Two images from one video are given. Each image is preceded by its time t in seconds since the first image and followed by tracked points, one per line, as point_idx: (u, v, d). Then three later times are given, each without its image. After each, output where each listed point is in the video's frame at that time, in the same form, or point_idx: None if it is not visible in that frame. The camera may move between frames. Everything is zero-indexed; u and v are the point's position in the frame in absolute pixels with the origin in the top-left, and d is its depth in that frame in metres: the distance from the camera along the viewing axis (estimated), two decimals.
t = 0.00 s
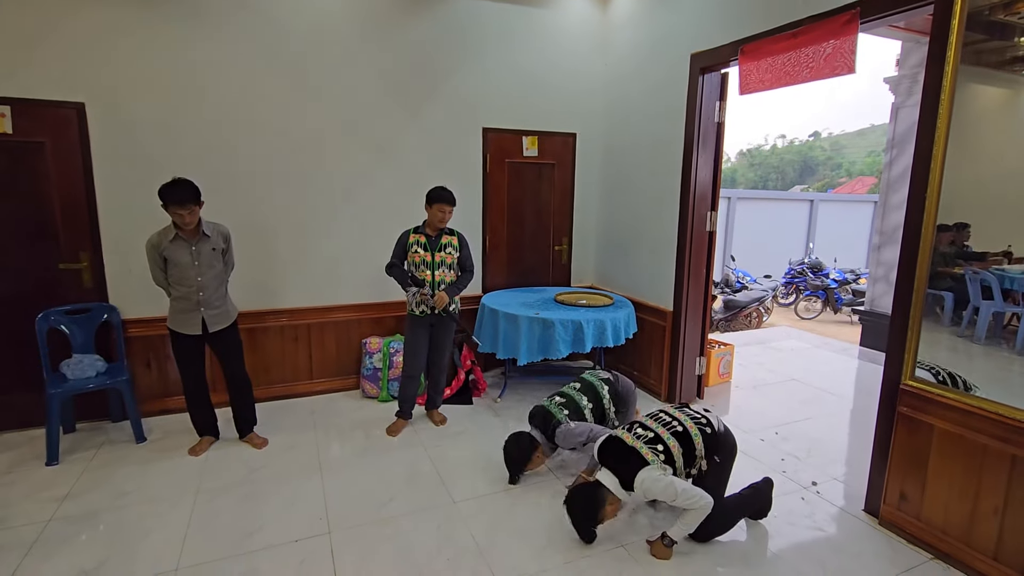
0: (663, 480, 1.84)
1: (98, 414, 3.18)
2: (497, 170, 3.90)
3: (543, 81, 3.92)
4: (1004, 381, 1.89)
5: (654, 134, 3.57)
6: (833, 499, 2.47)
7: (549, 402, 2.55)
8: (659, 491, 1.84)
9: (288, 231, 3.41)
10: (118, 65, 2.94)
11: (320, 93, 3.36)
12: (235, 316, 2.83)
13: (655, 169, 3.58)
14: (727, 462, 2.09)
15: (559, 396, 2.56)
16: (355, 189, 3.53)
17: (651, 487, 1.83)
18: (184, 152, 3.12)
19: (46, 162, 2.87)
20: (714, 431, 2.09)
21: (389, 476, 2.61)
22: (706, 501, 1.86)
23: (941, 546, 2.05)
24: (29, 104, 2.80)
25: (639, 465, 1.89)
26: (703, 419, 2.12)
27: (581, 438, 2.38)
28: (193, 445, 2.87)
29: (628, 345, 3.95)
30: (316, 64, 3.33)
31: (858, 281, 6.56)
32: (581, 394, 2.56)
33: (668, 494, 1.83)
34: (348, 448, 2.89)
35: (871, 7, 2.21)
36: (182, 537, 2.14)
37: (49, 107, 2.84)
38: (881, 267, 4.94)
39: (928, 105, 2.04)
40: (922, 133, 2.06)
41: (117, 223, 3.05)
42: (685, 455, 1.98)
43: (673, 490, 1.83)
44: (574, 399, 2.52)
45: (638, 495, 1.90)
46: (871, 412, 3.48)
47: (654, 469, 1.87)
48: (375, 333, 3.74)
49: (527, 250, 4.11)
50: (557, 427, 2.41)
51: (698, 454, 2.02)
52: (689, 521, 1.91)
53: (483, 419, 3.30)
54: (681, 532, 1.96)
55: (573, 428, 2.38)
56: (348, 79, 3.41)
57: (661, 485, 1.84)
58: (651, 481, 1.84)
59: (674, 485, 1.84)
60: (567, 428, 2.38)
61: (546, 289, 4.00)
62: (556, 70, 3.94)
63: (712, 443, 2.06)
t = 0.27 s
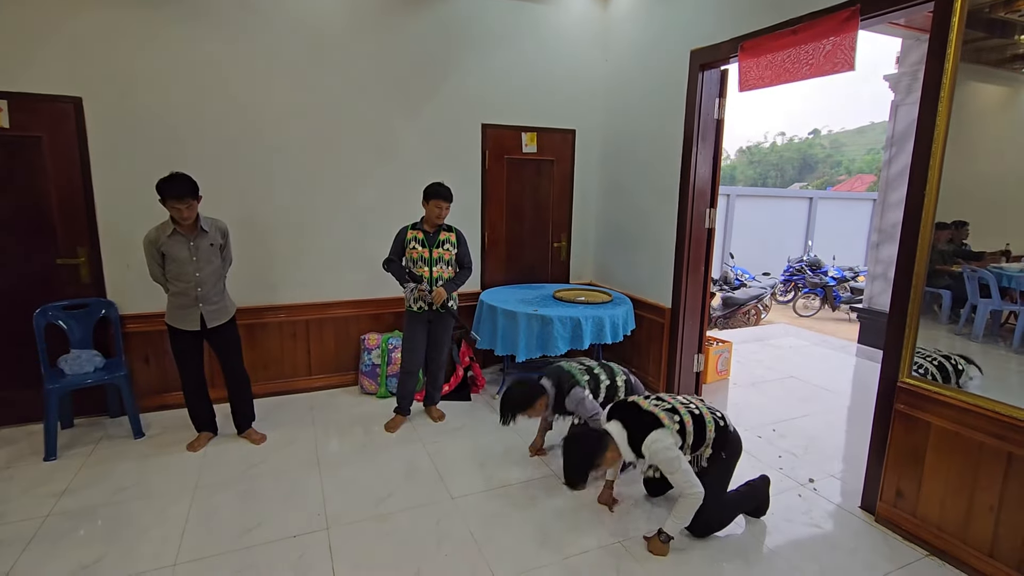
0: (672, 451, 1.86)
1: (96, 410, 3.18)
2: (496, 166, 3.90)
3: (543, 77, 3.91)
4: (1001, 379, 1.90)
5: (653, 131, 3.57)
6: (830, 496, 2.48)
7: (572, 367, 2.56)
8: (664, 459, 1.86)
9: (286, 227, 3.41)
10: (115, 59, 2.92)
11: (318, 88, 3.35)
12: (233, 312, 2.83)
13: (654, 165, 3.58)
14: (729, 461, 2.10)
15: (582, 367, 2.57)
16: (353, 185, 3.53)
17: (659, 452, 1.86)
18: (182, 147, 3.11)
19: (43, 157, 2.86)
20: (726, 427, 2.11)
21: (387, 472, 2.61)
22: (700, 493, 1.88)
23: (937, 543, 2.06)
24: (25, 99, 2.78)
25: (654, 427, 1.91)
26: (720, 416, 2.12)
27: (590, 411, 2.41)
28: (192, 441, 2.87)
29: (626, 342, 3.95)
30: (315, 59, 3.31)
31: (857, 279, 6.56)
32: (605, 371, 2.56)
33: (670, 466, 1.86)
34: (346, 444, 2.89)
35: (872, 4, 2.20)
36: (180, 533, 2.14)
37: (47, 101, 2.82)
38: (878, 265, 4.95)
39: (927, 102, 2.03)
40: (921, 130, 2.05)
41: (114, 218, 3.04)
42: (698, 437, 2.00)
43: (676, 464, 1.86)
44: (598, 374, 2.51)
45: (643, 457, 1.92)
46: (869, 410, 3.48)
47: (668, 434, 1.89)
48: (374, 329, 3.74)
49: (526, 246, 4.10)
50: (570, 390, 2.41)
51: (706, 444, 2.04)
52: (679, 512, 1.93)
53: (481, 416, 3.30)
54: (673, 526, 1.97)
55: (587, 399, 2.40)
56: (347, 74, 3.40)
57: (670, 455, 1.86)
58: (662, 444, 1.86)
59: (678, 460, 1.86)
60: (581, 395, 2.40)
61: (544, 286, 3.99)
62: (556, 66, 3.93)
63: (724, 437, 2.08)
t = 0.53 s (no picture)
0: (712, 428, 1.88)
1: (95, 406, 3.18)
2: (495, 164, 3.89)
3: (542, 74, 3.90)
4: (999, 377, 1.91)
5: (653, 128, 3.56)
6: (827, 493, 2.48)
7: (616, 345, 2.56)
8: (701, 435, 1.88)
9: (285, 224, 3.41)
10: (113, 55, 2.91)
11: (317, 85, 3.34)
12: (231, 309, 2.82)
13: (654, 163, 3.57)
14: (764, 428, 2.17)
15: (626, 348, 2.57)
16: (352, 182, 3.52)
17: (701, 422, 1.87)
18: (181, 144, 3.10)
19: (41, 153, 2.85)
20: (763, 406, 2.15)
21: (386, 469, 2.62)
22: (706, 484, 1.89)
23: (934, 540, 2.06)
24: (23, 94, 2.77)
25: (702, 401, 1.92)
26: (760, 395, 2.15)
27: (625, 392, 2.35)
28: (191, 437, 2.87)
29: (625, 339, 3.96)
30: (313, 55, 3.30)
31: (855, 276, 6.56)
32: (644, 353, 2.55)
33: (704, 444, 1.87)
34: (345, 441, 2.89)
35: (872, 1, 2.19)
36: (179, 529, 2.14)
37: (44, 97, 2.81)
38: (876, 264, 4.96)
39: (927, 100, 2.02)
40: (920, 127, 2.04)
41: (112, 215, 3.04)
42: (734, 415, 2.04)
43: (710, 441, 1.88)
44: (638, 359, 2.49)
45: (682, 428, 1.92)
46: (867, 407, 3.49)
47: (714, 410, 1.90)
48: (373, 326, 3.74)
49: (525, 244, 4.10)
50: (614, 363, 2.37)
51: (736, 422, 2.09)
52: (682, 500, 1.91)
53: (480, 413, 3.31)
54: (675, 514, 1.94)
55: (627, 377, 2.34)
56: (346, 71, 3.39)
57: (709, 433, 1.87)
58: (707, 419, 1.88)
59: (713, 438, 1.88)
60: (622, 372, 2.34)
61: (543, 283, 4.00)
62: (555, 64, 3.92)
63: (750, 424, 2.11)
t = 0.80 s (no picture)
0: (755, 363, 1.98)
1: (93, 404, 3.17)
2: (494, 162, 3.89)
3: (542, 72, 3.89)
4: (998, 375, 1.91)
5: (653, 126, 3.56)
6: (825, 491, 2.49)
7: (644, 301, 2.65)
8: (744, 369, 1.98)
9: (284, 222, 3.40)
10: (111, 52, 2.90)
11: (316, 82, 3.34)
12: (229, 307, 2.82)
13: (653, 161, 3.57)
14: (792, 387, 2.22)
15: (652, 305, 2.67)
16: (351, 180, 3.52)
17: (746, 350, 1.97)
18: (180, 141, 3.10)
19: (39, 150, 2.85)
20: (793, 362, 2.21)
21: (385, 466, 2.62)
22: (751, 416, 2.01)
23: (932, 538, 2.07)
24: (20, 91, 2.76)
25: (742, 336, 2.02)
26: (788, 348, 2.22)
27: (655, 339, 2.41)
28: (189, 435, 2.87)
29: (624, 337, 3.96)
30: (312, 53, 3.30)
31: (854, 275, 6.57)
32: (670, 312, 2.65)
33: (747, 375, 1.99)
34: (344, 439, 2.89)
35: None
36: (178, 527, 2.14)
37: (43, 94, 2.81)
38: (876, 262, 4.97)
39: (927, 98, 2.02)
40: (920, 126, 2.04)
41: (110, 213, 3.03)
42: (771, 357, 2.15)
43: (753, 369, 1.98)
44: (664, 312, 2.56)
45: (724, 361, 2.03)
46: (866, 406, 3.50)
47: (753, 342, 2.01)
48: (372, 324, 3.74)
49: (524, 242, 4.10)
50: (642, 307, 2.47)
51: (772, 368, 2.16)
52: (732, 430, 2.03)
53: (479, 411, 3.31)
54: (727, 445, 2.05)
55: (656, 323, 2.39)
56: (345, 68, 3.38)
57: (751, 365, 1.98)
58: (748, 352, 1.98)
59: (756, 369, 1.98)
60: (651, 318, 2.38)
61: (543, 281, 3.99)
62: (555, 61, 3.92)
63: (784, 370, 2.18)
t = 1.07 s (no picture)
0: (782, 271, 1.96)
1: (92, 402, 3.17)
2: (493, 160, 3.88)
3: (541, 70, 3.89)
4: (996, 375, 1.91)
5: (653, 124, 3.56)
6: (824, 489, 2.49)
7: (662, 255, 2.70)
8: (768, 275, 1.97)
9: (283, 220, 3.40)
10: (110, 49, 2.89)
11: (315, 80, 3.33)
12: (227, 306, 2.81)
13: (653, 160, 3.57)
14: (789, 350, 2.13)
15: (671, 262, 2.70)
16: (350, 178, 3.52)
17: (773, 256, 1.97)
18: (178, 138, 3.09)
19: (37, 147, 2.84)
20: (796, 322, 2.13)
21: (384, 465, 2.62)
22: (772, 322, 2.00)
23: (930, 537, 2.07)
24: (18, 88, 2.76)
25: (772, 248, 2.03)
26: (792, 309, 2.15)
27: (670, 277, 2.47)
28: (188, 433, 2.87)
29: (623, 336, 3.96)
30: (312, 51, 3.29)
31: (853, 274, 6.57)
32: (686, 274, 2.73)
33: (771, 281, 1.97)
34: (343, 437, 2.89)
35: None
36: (177, 525, 2.14)
37: (41, 91, 2.80)
38: (876, 261, 4.98)
39: (926, 97, 2.02)
40: (919, 124, 2.04)
41: (109, 211, 3.03)
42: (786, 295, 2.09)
43: (778, 285, 1.96)
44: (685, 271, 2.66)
45: (750, 270, 2.03)
46: (864, 404, 3.50)
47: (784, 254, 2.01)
48: (371, 322, 3.74)
49: (523, 240, 4.10)
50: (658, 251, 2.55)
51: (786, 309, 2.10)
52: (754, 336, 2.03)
53: (478, 409, 3.31)
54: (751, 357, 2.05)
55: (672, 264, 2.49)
56: (344, 66, 3.38)
57: (777, 273, 1.96)
58: (777, 258, 1.96)
59: (781, 283, 1.96)
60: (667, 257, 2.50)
61: (542, 280, 3.99)
62: (554, 60, 3.91)
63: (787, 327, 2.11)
